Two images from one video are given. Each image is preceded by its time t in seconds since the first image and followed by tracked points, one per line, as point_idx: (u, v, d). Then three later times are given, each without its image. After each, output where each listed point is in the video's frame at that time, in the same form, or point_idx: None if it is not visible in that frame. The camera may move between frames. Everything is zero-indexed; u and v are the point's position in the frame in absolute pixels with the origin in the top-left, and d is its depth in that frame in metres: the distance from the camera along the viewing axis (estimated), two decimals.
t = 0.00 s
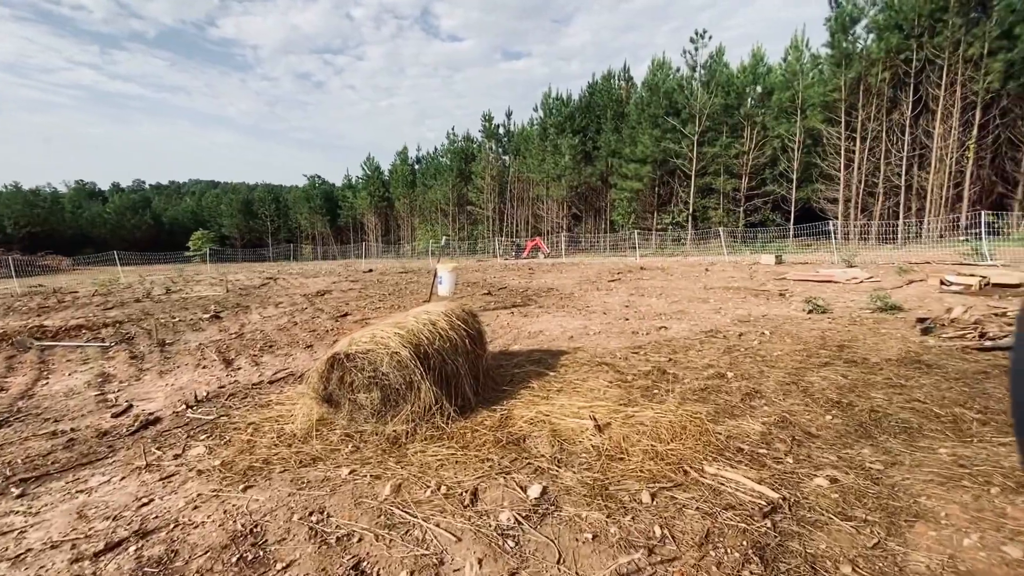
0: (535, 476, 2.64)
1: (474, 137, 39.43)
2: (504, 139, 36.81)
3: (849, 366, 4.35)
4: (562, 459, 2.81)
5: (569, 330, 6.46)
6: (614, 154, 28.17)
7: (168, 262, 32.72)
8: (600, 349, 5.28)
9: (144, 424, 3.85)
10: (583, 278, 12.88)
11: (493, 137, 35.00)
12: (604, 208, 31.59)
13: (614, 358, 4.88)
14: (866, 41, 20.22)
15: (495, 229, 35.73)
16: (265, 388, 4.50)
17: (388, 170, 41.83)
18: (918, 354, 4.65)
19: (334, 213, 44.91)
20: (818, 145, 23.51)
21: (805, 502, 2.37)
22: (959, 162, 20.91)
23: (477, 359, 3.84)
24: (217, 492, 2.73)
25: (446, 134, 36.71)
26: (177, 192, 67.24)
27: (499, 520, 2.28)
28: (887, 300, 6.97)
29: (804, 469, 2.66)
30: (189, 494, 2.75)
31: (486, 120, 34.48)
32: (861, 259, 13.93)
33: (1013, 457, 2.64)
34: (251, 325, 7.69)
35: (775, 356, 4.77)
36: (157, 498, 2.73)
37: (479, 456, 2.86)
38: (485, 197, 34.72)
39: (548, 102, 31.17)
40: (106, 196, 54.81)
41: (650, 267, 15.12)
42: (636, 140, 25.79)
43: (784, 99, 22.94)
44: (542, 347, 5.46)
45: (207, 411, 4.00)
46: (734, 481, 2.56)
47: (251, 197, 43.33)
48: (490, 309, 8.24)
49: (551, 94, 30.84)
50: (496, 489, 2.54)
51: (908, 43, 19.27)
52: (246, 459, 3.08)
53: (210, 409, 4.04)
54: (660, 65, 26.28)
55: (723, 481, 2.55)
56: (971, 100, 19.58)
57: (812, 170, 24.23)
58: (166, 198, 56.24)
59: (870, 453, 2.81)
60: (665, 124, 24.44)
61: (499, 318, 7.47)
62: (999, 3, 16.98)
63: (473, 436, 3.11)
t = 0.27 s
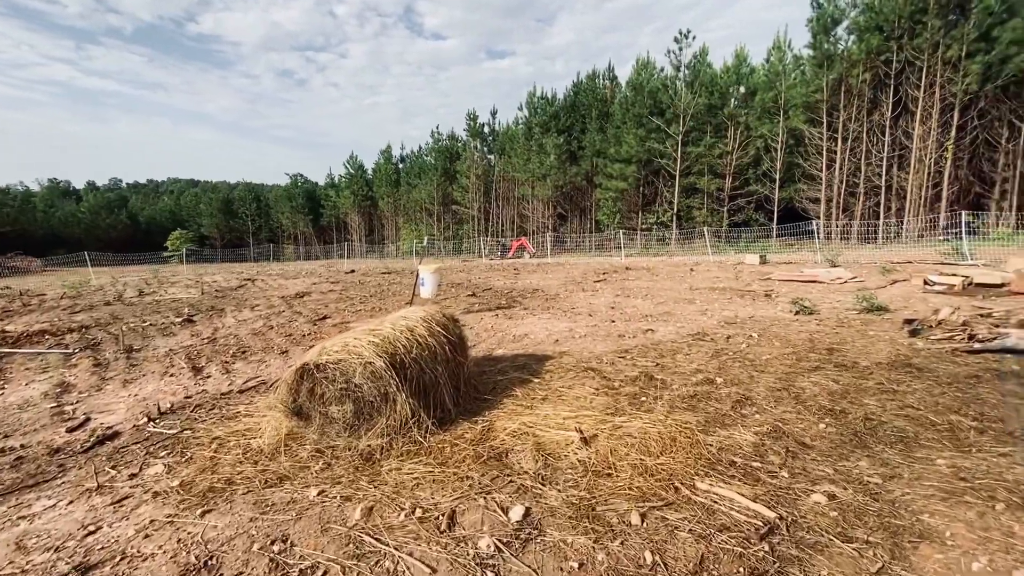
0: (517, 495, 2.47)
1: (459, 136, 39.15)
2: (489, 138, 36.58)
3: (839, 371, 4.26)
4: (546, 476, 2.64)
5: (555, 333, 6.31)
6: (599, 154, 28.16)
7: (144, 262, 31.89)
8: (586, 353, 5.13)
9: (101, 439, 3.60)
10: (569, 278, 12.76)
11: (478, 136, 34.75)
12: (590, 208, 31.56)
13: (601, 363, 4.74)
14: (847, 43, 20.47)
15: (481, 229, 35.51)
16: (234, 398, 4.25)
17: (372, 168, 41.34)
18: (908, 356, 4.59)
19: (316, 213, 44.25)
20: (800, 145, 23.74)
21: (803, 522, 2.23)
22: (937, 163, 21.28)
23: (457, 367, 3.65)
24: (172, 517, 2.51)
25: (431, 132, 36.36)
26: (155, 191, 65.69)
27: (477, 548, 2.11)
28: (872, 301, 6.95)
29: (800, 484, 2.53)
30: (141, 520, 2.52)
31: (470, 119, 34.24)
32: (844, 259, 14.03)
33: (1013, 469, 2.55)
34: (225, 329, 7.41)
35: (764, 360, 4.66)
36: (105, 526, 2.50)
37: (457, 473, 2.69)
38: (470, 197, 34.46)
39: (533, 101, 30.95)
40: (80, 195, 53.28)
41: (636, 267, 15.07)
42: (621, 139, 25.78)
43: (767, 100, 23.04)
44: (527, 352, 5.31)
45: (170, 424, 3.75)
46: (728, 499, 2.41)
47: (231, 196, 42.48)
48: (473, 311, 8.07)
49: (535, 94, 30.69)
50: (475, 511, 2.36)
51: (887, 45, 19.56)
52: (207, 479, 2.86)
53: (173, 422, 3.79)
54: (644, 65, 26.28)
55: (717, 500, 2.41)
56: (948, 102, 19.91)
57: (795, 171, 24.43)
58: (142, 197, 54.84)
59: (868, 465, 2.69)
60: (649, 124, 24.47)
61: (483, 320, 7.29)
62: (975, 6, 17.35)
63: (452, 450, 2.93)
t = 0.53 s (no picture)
0: (499, 510, 2.33)
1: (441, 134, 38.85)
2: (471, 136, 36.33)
3: (824, 372, 4.21)
4: (529, 488, 2.51)
5: (537, 334, 6.20)
6: (581, 153, 28.15)
7: (115, 262, 30.88)
8: (570, 355, 5.02)
9: (53, 453, 3.36)
10: (552, 278, 12.67)
11: (460, 135, 34.46)
12: (572, 207, 31.50)
13: (585, 365, 4.63)
14: (825, 44, 20.82)
15: (463, 228, 35.25)
16: (200, 406, 4.03)
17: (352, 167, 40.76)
18: (891, 356, 4.58)
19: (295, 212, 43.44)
20: (779, 146, 24.05)
21: (796, 534, 2.14)
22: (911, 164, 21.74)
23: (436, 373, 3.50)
24: (124, 541, 2.32)
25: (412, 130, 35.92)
26: (126, 190, 63.89)
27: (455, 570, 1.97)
28: (852, 300, 6.99)
29: (791, 492, 2.44)
30: (90, 545, 2.32)
31: (452, 117, 34.01)
32: (822, 258, 14.21)
33: (1005, 473, 2.50)
34: (196, 332, 7.13)
35: (749, 361, 4.59)
36: (49, 553, 2.30)
37: (434, 486, 2.54)
38: (452, 196, 34.14)
39: (515, 100, 30.78)
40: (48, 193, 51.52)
41: (618, 266, 15.05)
42: (603, 139, 25.81)
43: (747, 100, 23.24)
44: (509, 354, 5.18)
45: (129, 436, 3.52)
46: (717, 510, 2.31)
47: (206, 195, 41.47)
48: (455, 312, 7.91)
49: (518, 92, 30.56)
50: (452, 529, 2.22)
51: (863, 47, 19.96)
52: (165, 497, 2.66)
53: (133, 434, 3.56)
54: (626, 65, 26.33)
55: (707, 511, 2.30)
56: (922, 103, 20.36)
57: (774, 171, 24.73)
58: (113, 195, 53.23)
59: (860, 472, 2.61)
60: (632, 123, 24.53)
61: (464, 321, 7.13)
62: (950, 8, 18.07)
63: (430, 462, 2.78)
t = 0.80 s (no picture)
0: (472, 528, 2.18)
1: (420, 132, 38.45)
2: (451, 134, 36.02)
3: (806, 372, 4.15)
4: (505, 502, 2.36)
5: (516, 335, 6.05)
6: (562, 152, 28.11)
7: (81, 263, 29.76)
8: (551, 357, 4.87)
9: None
10: (532, 277, 12.54)
11: (439, 132, 34.10)
12: (553, 206, 31.43)
13: (564, 367, 4.50)
14: (800, 45, 21.18)
15: (443, 227, 34.92)
16: (157, 417, 3.78)
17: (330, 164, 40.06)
18: (871, 355, 4.55)
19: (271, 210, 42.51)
20: (756, 145, 24.35)
21: (785, 547, 2.04)
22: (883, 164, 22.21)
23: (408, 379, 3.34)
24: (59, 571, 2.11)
25: (391, 127, 35.42)
26: (94, 188, 61.85)
27: None
28: (830, 298, 7.01)
29: (777, 500, 2.35)
30: None
31: (432, 115, 33.68)
32: (798, 256, 14.36)
33: (991, 475, 2.45)
34: (160, 335, 6.81)
35: (731, 361, 4.52)
36: None
37: (404, 502, 2.38)
38: (432, 194, 33.71)
39: (495, 98, 30.61)
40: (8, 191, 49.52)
41: (599, 265, 15.01)
42: (583, 137, 25.80)
43: (724, 100, 23.42)
44: (487, 356, 5.02)
45: (77, 450, 3.27)
46: (702, 522, 2.20)
47: (178, 192, 40.32)
48: (432, 313, 7.71)
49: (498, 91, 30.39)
50: (421, 549, 2.06)
51: (836, 49, 20.38)
52: (109, 519, 2.44)
53: (82, 448, 3.31)
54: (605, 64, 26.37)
55: (692, 523, 2.19)
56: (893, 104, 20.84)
57: (751, 170, 25.02)
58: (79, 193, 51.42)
59: (847, 478, 2.53)
60: (611, 122, 24.57)
61: (442, 322, 6.96)
62: (919, 11, 18.76)
63: (399, 475, 2.61)
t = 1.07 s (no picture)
0: (439, 552, 1.99)
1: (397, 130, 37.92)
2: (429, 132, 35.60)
3: (788, 372, 4.06)
4: (476, 521, 2.18)
5: (492, 336, 5.85)
6: (540, 150, 27.99)
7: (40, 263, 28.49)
8: (528, 359, 4.69)
9: None
10: (510, 276, 12.35)
11: (417, 130, 33.65)
12: (532, 204, 31.29)
13: (541, 369, 4.32)
14: (773, 46, 21.49)
15: (420, 226, 34.47)
16: (99, 430, 3.47)
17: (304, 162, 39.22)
18: (851, 353, 4.49)
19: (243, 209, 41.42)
20: (732, 144, 24.60)
21: (776, 565, 1.89)
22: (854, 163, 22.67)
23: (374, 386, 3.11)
24: None
25: (367, 124, 34.81)
26: (55, 185, 59.46)
27: None
28: (807, 296, 7.00)
29: (765, 512, 2.21)
30: None
31: (408, 112, 33.21)
32: (774, 254, 14.48)
33: (982, 479, 2.36)
34: (115, 340, 6.41)
35: (712, 361, 4.40)
36: None
37: (364, 525, 2.17)
38: (409, 192, 33.20)
39: (473, 95, 30.34)
40: None
41: (577, 264, 14.90)
42: (562, 135, 25.73)
43: (700, 99, 23.57)
44: (461, 359, 4.81)
45: (4, 470, 2.96)
46: (687, 539, 2.04)
47: (145, 190, 38.95)
48: (406, 314, 7.47)
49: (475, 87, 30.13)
50: None
51: (809, 50, 20.75)
52: (30, 550, 2.17)
53: (11, 467, 3.00)
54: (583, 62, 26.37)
55: (677, 540, 2.03)
56: (863, 104, 21.29)
57: (727, 169, 25.26)
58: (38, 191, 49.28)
59: (836, 487, 2.40)
60: (589, 121, 24.53)
61: (416, 323, 6.72)
62: (888, 14, 19.33)
63: (360, 493, 2.40)
